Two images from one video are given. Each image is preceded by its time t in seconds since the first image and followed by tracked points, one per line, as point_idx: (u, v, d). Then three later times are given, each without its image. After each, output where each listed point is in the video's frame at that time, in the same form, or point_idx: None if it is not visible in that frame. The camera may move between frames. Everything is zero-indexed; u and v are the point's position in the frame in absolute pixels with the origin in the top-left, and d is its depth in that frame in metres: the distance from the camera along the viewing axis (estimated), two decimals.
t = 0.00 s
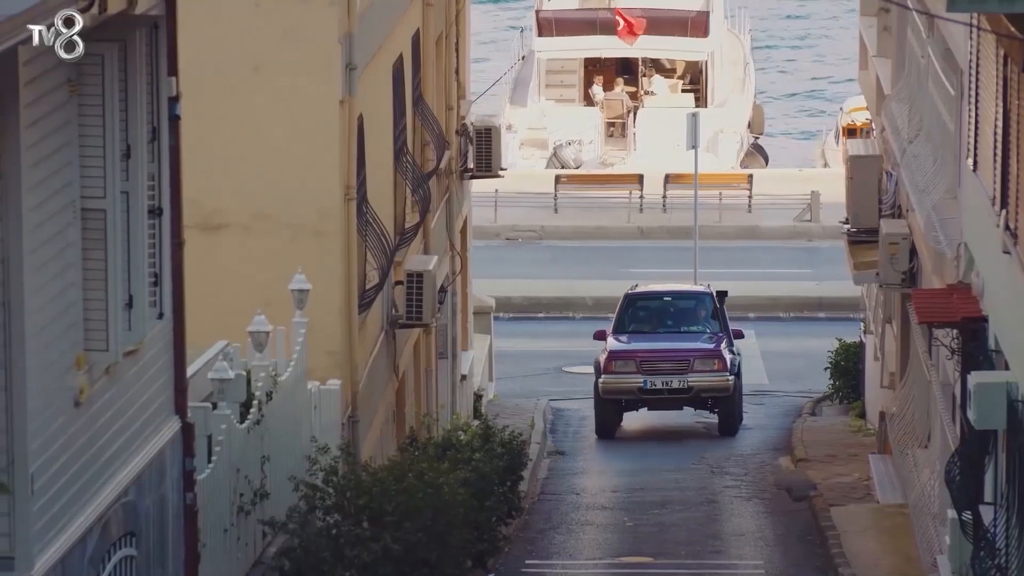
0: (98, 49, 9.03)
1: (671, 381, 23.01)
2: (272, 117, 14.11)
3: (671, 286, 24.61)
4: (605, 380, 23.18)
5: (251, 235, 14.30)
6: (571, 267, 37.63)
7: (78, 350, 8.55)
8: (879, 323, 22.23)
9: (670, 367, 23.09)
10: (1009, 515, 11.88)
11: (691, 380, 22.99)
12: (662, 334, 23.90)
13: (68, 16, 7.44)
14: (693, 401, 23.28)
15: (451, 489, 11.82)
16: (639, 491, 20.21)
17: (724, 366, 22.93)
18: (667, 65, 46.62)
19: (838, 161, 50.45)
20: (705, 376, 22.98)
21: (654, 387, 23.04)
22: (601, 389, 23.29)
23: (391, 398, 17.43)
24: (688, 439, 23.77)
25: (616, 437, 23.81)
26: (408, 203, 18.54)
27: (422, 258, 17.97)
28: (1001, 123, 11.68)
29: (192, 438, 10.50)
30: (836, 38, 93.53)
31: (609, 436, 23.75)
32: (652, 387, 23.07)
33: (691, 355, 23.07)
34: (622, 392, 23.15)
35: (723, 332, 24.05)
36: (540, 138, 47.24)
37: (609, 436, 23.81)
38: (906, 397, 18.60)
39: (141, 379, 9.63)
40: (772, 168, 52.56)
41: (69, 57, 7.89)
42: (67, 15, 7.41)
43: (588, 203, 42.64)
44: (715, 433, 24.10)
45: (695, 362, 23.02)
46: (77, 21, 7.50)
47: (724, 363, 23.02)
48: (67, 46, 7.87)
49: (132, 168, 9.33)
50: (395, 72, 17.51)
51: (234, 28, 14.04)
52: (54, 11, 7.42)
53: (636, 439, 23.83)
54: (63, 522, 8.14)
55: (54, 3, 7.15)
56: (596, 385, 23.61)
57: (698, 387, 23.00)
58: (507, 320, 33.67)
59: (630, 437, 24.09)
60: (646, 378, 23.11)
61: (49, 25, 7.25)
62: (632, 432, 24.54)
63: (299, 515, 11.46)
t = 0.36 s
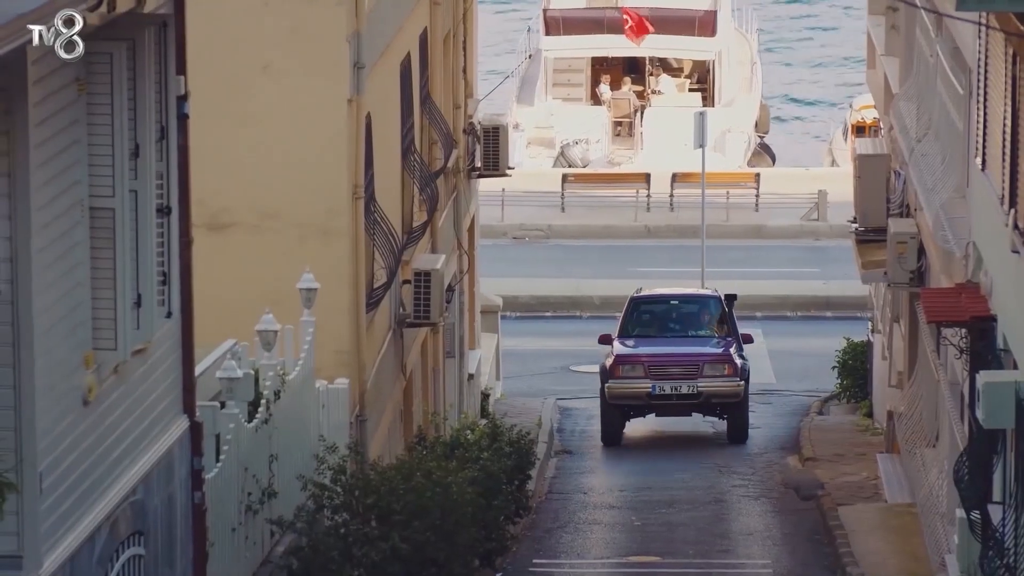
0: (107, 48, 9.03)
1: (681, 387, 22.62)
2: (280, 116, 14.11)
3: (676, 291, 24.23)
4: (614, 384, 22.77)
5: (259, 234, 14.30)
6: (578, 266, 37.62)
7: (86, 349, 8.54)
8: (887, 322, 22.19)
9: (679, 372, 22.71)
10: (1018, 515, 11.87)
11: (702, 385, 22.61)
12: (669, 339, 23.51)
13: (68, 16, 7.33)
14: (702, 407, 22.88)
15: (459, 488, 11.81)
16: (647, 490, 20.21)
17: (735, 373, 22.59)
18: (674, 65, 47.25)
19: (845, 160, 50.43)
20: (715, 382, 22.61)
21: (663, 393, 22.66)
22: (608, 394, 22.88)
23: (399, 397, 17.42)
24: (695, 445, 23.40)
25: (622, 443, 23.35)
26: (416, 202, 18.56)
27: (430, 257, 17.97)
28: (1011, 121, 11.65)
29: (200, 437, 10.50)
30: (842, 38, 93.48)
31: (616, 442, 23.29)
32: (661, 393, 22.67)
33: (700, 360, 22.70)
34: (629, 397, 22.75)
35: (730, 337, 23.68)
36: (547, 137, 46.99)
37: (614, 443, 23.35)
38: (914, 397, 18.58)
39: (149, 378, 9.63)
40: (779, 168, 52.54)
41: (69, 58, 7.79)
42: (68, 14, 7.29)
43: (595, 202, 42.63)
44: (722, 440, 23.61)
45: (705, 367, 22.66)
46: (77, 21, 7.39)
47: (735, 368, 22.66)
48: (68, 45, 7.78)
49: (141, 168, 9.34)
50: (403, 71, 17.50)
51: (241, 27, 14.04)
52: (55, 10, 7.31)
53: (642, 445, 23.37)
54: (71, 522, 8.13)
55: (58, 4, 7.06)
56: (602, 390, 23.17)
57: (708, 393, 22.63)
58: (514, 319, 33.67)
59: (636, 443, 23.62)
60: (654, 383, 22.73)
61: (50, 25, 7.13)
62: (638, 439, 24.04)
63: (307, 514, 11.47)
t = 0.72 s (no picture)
0: (112, 45, 9.04)
1: (686, 395, 21.74)
2: (283, 114, 14.10)
3: (678, 292, 23.35)
4: (618, 393, 21.90)
5: (262, 232, 14.30)
6: (582, 263, 37.63)
7: (90, 346, 8.54)
8: (891, 320, 21.99)
9: (684, 379, 21.82)
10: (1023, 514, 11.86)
11: (708, 393, 21.73)
12: (673, 345, 22.66)
13: (68, 16, 7.35)
14: (708, 415, 22.02)
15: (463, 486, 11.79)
16: (650, 488, 20.20)
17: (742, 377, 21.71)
18: (677, 62, 47.50)
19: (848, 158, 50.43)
20: (721, 388, 21.73)
21: (668, 400, 21.77)
22: (611, 403, 22.01)
23: (402, 395, 17.42)
24: (701, 451, 22.63)
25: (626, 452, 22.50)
26: (420, 200, 18.58)
27: (433, 254, 18.00)
28: (1013, 118, 11.68)
29: (204, 435, 10.50)
30: (845, 35, 93.49)
31: (619, 451, 22.41)
32: (667, 400, 21.80)
33: (705, 366, 21.83)
34: (633, 406, 21.88)
35: (735, 339, 22.81)
36: (549, 135, 46.69)
37: (618, 451, 22.49)
38: (918, 395, 18.57)
39: (153, 375, 9.64)
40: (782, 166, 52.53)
41: (68, 57, 7.83)
42: (68, 15, 7.32)
43: (598, 200, 42.63)
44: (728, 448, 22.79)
45: (711, 373, 21.79)
46: (77, 22, 7.42)
47: (741, 374, 21.79)
48: (67, 46, 7.83)
49: (145, 165, 9.36)
50: (406, 68, 17.50)
51: (246, 25, 14.04)
52: (54, 10, 7.36)
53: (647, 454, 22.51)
54: (75, 519, 8.13)
55: (59, 6, 7.06)
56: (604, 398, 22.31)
57: (714, 400, 21.76)
58: (517, 317, 33.68)
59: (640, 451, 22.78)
60: (659, 391, 21.84)
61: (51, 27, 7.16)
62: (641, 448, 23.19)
63: (311, 512, 11.46)
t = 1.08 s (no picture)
0: (112, 43, 9.04)
1: (688, 403, 21.22)
2: (283, 112, 14.11)
3: (677, 296, 22.80)
4: (617, 401, 21.35)
5: (263, 230, 14.30)
6: (581, 261, 37.64)
7: (91, 344, 8.54)
8: (891, 319, 22.05)
9: (686, 388, 21.32)
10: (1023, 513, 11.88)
11: (711, 401, 21.22)
12: (673, 351, 22.12)
13: (68, 17, 7.37)
14: (709, 423, 21.48)
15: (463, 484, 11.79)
16: (651, 487, 20.21)
17: (745, 386, 21.22)
18: (678, 61, 47.66)
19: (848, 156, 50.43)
20: (724, 397, 21.25)
21: (669, 408, 21.24)
22: (611, 412, 21.45)
23: (403, 393, 17.43)
24: (702, 459, 22.03)
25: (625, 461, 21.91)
26: (420, 198, 18.58)
27: (434, 252, 18.01)
28: (1013, 116, 11.70)
29: (205, 434, 10.50)
30: (846, 33, 93.49)
31: (618, 460, 21.82)
32: (667, 409, 21.25)
33: (707, 374, 21.33)
34: (633, 414, 21.33)
35: (736, 346, 22.30)
36: (549, 133, 46.50)
37: (614, 462, 21.83)
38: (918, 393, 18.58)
39: (154, 374, 9.64)
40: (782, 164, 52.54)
41: (68, 57, 7.84)
42: (68, 15, 7.33)
43: (598, 198, 42.64)
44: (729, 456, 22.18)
45: (713, 381, 21.30)
46: (77, 21, 7.44)
47: (744, 382, 21.31)
48: (68, 46, 7.85)
49: (146, 164, 9.36)
50: (407, 66, 17.49)
51: (247, 23, 14.05)
52: (54, 10, 7.37)
53: (646, 463, 21.93)
54: (75, 518, 8.12)
55: (58, 6, 7.02)
56: (602, 406, 21.76)
57: (716, 408, 21.25)
58: (517, 315, 33.69)
59: (639, 459, 22.19)
60: (660, 399, 21.31)
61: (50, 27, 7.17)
62: (640, 455, 22.59)
63: (312, 510, 11.45)
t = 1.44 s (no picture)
0: (112, 41, 9.05)
1: (683, 409, 20.39)
2: (283, 109, 14.11)
3: (678, 301, 22.04)
4: (611, 407, 20.57)
5: (263, 227, 14.31)
6: (581, 258, 37.64)
7: (91, 341, 8.54)
8: (891, 315, 22.05)
9: (682, 394, 20.48)
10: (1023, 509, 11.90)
11: (707, 407, 20.37)
12: (671, 356, 21.33)
13: (68, 17, 7.38)
14: (706, 430, 20.65)
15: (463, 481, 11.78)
16: (651, 484, 20.20)
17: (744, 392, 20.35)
18: (677, 57, 47.25)
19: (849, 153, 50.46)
20: (721, 403, 20.39)
21: (664, 415, 20.41)
22: (604, 419, 20.66)
23: (403, 390, 17.42)
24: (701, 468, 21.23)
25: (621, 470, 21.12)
26: (420, 194, 18.59)
27: (434, 249, 18.00)
28: (1013, 113, 11.70)
29: (205, 430, 10.49)
30: (846, 30, 93.49)
31: (614, 469, 21.02)
32: (663, 415, 20.43)
33: (704, 380, 20.49)
34: (627, 421, 20.53)
35: (737, 352, 21.44)
36: (550, 129, 46.80)
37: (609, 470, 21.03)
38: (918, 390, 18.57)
39: (154, 370, 9.63)
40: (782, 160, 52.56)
41: (68, 56, 7.83)
42: (67, 14, 7.32)
43: (598, 195, 42.65)
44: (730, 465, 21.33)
45: (710, 387, 20.44)
46: (77, 21, 7.45)
47: (742, 388, 20.44)
48: (67, 45, 7.85)
49: (146, 161, 9.36)
50: (407, 63, 17.49)
51: (247, 21, 14.05)
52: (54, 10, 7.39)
53: (643, 471, 21.14)
54: (75, 515, 8.12)
55: (56, 5, 7.00)
56: (597, 413, 21.00)
57: (714, 415, 20.40)
58: (517, 312, 33.70)
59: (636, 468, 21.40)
60: (655, 405, 20.50)
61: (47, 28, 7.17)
62: (638, 464, 21.79)
63: (312, 507, 11.43)
